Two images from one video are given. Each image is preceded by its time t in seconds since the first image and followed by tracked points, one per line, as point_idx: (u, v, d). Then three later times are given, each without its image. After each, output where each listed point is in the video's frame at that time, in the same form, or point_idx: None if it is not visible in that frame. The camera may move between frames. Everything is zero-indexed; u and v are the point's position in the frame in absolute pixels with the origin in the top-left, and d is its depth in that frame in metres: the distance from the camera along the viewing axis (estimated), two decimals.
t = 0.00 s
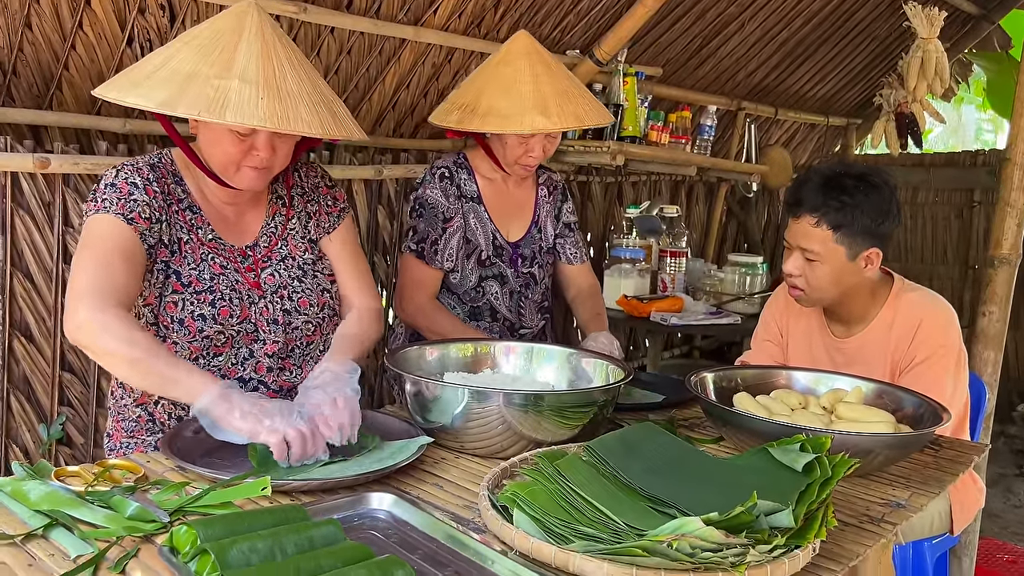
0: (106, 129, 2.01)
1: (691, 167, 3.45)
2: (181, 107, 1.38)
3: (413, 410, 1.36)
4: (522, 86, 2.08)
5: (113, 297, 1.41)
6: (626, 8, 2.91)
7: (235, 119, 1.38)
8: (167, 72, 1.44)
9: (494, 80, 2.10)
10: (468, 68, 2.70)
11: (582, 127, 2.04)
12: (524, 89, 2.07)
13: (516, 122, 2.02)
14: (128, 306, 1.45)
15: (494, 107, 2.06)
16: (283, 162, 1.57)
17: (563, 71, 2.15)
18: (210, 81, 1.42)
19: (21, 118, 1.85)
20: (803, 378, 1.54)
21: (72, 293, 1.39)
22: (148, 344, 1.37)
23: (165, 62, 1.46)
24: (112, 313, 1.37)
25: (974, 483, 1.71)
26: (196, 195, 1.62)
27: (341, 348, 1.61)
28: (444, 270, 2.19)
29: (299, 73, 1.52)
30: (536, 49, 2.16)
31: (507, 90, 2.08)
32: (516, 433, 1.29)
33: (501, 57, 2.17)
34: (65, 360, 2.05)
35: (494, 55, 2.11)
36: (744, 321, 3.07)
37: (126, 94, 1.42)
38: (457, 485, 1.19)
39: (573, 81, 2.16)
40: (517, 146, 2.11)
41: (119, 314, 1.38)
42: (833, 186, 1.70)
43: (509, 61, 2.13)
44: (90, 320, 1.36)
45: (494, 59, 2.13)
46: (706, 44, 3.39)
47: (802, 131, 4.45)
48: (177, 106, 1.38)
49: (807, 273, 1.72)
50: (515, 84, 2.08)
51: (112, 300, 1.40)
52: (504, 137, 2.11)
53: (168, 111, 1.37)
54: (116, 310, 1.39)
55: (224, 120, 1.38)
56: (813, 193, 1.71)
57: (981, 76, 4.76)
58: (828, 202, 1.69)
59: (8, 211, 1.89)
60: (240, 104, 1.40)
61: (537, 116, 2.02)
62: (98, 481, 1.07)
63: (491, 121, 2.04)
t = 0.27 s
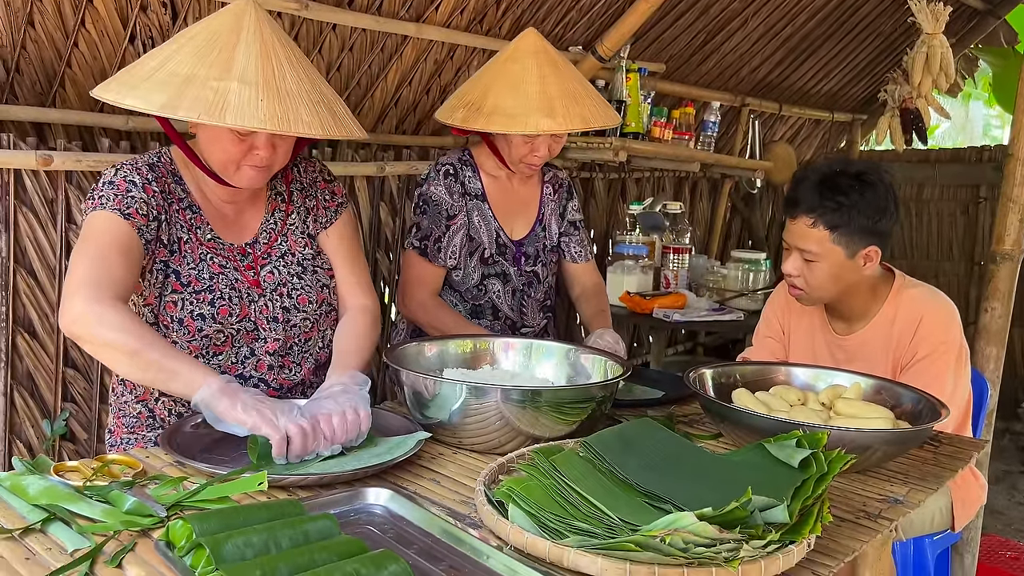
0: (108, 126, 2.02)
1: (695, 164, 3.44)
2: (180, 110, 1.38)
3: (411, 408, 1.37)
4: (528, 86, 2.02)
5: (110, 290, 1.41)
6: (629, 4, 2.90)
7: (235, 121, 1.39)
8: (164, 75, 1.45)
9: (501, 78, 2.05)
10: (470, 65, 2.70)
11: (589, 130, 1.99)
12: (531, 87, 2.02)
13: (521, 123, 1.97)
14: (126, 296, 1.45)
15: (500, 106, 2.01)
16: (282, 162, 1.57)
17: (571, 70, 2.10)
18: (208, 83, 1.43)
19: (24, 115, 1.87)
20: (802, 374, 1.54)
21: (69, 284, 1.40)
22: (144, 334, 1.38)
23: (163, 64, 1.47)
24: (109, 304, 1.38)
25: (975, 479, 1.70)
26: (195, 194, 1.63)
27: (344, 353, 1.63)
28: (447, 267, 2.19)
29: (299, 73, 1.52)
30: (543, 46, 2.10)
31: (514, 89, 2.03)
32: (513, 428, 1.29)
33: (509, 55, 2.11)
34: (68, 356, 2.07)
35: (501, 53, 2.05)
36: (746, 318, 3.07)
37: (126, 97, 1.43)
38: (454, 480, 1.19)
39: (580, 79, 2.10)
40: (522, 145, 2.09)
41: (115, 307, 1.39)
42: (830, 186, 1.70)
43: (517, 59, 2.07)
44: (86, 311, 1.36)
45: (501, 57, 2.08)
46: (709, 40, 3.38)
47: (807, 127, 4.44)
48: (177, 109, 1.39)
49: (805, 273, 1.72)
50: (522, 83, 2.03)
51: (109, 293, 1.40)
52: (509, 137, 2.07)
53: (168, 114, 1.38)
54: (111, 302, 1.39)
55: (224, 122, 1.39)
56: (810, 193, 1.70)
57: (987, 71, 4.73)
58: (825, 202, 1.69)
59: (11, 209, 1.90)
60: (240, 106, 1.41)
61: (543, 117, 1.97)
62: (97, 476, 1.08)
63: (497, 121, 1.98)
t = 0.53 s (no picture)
0: (113, 125, 2.04)
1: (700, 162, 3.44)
2: (181, 115, 1.39)
3: (409, 406, 1.37)
4: (531, 87, 2.02)
5: (112, 284, 1.43)
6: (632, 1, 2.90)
7: (236, 127, 1.40)
8: (166, 79, 1.46)
9: (505, 78, 2.05)
10: (473, 63, 2.71)
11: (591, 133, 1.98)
12: (534, 88, 2.02)
13: (522, 124, 1.97)
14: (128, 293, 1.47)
15: (503, 107, 2.01)
16: (283, 165, 1.58)
17: (576, 70, 2.09)
18: (209, 88, 1.43)
19: (30, 114, 1.88)
20: (801, 372, 1.54)
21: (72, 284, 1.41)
22: (144, 327, 1.40)
23: (166, 67, 1.48)
24: (111, 299, 1.39)
25: (976, 478, 1.70)
26: (197, 194, 1.64)
27: (353, 350, 1.64)
28: (450, 266, 2.20)
29: (301, 77, 1.52)
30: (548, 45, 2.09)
31: (516, 89, 2.03)
32: (510, 426, 1.30)
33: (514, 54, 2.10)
34: (74, 353, 2.08)
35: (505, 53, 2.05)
36: (751, 317, 3.06)
37: (128, 101, 1.44)
38: (451, 477, 1.20)
39: (585, 79, 2.09)
40: (526, 146, 2.09)
41: (119, 301, 1.40)
42: (831, 184, 1.69)
43: (522, 58, 2.06)
44: (89, 306, 1.38)
45: (506, 56, 2.08)
46: (714, 38, 3.38)
47: (813, 124, 4.42)
48: (177, 115, 1.40)
49: (805, 270, 1.72)
50: (525, 83, 2.03)
51: (112, 287, 1.42)
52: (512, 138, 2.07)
53: (168, 120, 1.39)
54: (115, 296, 1.41)
55: (225, 128, 1.40)
56: (811, 191, 1.70)
57: (996, 68, 4.71)
58: (826, 200, 1.68)
59: (16, 207, 1.92)
60: (241, 112, 1.42)
61: (545, 120, 1.97)
62: (96, 472, 1.09)
63: (499, 122, 1.99)
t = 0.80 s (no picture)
0: (121, 126, 2.05)
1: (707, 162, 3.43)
2: (184, 119, 1.40)
3: (409, 405, 1.38)
4: (537, 89, 2.02)
5: (126, 272, 1.43)
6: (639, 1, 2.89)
7: (239, 132, 1.41)
8: (170, 82, 1.47)
9: (511, 80, 2.05)
10: (480, 64, 2.71)
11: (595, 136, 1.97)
12: (539, 90, 2.02)
13: (526, 127, 1.97)
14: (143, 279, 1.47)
15: (508, 109, 2.01)
16: (285, 168, 1.59)
17: (582, 72, 2.09)
18: (213, 92, 1.44)
19: (39, 115, 1.90)
20: (802, 372, 1.54)
21: (85, 264, 1.42)
22: (160, 318, 1.39)
23: (171, 70, 1.49)
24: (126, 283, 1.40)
25: (979, 479, 1.69)
26: (206, 188, 1.65)
27: (357, 351, 1.63)
28: (455, 266, 2.21)
29: (305, 81, 1.53)
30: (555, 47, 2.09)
31: (522, 91, 2.03)
32: (509, 425, 1.30)
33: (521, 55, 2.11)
34: (81, 352, 2.10)
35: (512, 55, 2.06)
36: (757, 318, 3.06)
37: (133, 102, 1.45)
38: (448, 476, 1.20)
39: (591, 80, 2.09)
40: (530, 147, 2.10)
41: (133, 289, 1.41)
42: (835, 183, 1.68)
43: (529, 59, 2.07)
44: (104, 288, 1.38)
45: (513, 57, 2.08)
46: (722, 38, 3.37)
47: (823, 124, 4.41)
48: (181, 119, 1.40)
49: (809, 270, 1.71)
50: (530, 86, 2.03)
51: (126, 274, 1.42)
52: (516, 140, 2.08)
53: (172, 124, 1.40)
54: (130, 284, 1.41)
55: (228, 133, 1.41)
56: (815, 190, 1.69)
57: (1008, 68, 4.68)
58: (830, 199, 1.68)
59: (25, 207, 1.93)
60: (245, 116, 1.42)
61: (549, 123, 1.97)
62: (96, 469, 1.10)
63: (503, 124, 1.99)
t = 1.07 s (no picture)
0: (130, 126, 2.07)
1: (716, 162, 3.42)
2: (188, 123, 1.41)
3: (410, 404, 1.38)
4: (543, 90, 2.02)
5: (131, 271, 1.44)
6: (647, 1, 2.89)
7: (241, 136, 1.42)
8: (174, 85, 1.48)
9: (518, 81, 2.05)
10: (487, 65, 2.72)
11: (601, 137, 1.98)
12: (546, 92, 2.02)
13: (532, 127, 1.97)
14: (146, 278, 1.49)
15: (514, 110, 2.01)
16: (289, 169, 1.60)
17: (589, 73, 2.08)
18: (216, 95, 1.45)
19: (50, 116, 1.93)
20: (804, 373, 1.53)
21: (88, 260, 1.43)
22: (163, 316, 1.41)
23: (174, 73, 1.50)
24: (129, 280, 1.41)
25: (988, 481, 1.68)
26: (210, 188, 1.66)
27: (342, 355, 1.65)
28: (463, 266, 2.21)
29: (308, 82, 1.54)
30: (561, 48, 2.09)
31: (528, 92, 2.03)
32: (508, 424, 1.30)
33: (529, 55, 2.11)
34: (90, 350, 2.12)
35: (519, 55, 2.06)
36: (766, 318, 3.05)
37: (138, 106, 1.47)
38: (447, 474, 1.21)
39: (597, 81, 2.09)
40: (536, 148, 2.10)
41: (137, 287, 1.42)
42: (839, 183, 1.68)
43: (535, 61, 2.07)
44: (107, 287, 1.40)
45: (520, 58, 2.08)
46: (732, 38, 3.36)
47: (834, 125, 4.38)
48: (184, 122, 1.42)
49: (814, 271, 1.71)
50: (537, 87, 2.03)
51: (130, 273, 1.44)
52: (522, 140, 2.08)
53: (175, 127, 1.41)
54: (133, 283, 1.43)
55: (230, 136, 1.42)
56: (818, 191, 1.69)
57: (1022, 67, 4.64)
58: (834, 199, 1.67)
59: (35, 206, 1.95)
60: (247, 119, 1.43)
61: (555, 124, 1.97)
62: (97, 465, 1.11)
63: (508, 125, 1.99)
